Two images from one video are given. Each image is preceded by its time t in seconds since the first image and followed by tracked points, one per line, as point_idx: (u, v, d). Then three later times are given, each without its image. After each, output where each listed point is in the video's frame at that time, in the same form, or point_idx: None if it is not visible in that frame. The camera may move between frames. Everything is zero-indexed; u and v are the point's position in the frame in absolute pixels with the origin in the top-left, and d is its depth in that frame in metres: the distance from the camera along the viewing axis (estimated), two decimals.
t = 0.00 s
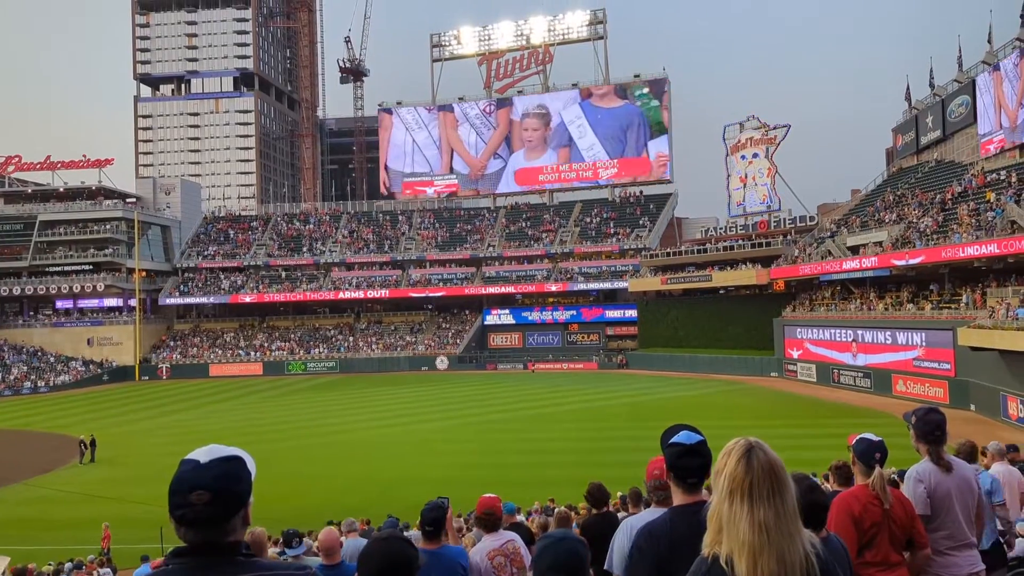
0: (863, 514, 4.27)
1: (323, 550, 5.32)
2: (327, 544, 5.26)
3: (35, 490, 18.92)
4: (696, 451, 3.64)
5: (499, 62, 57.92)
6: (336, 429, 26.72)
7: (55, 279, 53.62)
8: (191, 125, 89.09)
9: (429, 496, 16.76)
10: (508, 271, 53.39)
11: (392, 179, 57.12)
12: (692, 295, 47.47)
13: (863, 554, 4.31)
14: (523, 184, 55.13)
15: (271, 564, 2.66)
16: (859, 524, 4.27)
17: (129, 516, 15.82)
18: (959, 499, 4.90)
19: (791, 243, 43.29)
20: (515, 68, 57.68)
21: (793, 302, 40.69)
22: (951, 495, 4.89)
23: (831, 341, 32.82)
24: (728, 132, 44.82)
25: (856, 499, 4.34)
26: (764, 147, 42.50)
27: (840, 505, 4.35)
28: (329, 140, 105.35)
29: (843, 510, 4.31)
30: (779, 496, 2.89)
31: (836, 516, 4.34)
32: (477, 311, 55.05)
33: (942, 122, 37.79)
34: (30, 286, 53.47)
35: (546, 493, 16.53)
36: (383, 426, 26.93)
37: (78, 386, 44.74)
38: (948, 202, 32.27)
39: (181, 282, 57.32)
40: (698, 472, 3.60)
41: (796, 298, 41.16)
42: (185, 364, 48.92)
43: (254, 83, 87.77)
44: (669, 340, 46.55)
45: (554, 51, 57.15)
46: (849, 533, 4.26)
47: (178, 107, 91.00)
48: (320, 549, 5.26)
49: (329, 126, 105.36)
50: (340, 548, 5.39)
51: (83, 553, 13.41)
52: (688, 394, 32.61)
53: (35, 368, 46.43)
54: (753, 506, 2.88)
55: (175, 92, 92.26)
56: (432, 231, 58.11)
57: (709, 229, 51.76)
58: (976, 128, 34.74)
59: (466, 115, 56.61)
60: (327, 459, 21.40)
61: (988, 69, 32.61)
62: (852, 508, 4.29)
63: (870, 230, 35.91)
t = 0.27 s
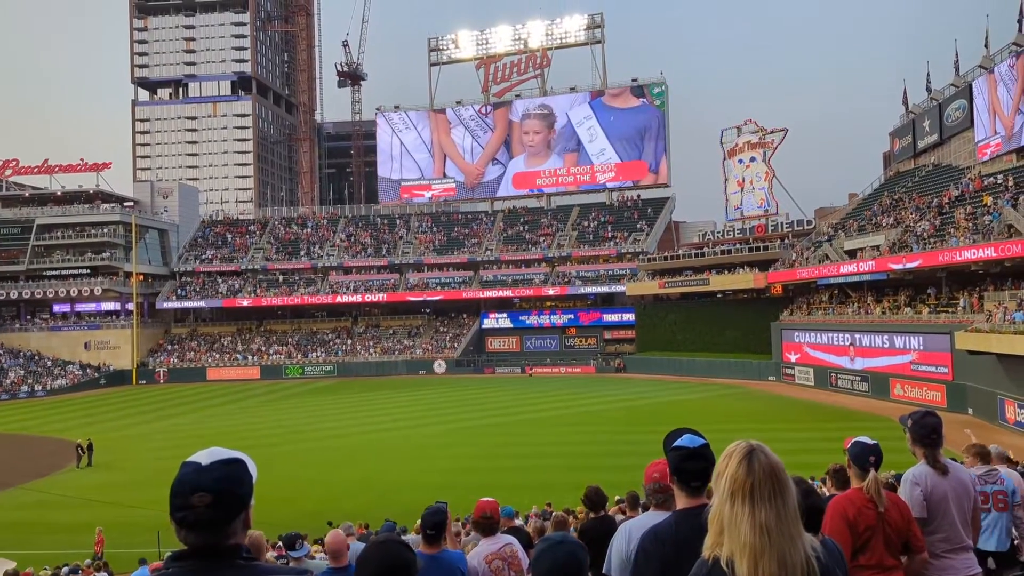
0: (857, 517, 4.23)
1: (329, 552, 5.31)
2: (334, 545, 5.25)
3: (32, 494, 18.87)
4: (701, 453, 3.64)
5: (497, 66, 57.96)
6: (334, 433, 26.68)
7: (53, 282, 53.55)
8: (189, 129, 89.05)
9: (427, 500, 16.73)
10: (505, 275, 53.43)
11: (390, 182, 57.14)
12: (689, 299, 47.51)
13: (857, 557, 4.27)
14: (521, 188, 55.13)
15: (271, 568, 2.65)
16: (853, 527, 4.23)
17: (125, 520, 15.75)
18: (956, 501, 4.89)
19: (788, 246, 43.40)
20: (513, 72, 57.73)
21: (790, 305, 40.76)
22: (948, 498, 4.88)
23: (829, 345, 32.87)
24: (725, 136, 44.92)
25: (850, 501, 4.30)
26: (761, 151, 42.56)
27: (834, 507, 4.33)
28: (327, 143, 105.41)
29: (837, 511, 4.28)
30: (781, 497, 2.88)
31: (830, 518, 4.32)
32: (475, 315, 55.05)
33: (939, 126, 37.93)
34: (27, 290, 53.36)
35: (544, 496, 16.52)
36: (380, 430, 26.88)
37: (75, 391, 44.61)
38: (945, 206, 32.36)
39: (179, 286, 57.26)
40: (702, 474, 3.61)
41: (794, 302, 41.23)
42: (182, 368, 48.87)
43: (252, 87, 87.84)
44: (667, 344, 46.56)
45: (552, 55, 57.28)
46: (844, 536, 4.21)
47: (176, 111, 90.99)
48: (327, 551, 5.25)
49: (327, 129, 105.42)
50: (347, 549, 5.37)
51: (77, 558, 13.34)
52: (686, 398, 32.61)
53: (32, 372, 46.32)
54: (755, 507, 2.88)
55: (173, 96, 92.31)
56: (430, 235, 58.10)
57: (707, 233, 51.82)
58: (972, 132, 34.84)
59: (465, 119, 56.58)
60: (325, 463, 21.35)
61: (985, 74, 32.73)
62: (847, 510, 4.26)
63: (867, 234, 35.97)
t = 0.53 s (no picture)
0: (855, 519, 4.22)
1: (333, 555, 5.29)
2: (340, 549, 5.24)
3: (31, 497, 18.84)
4: (698, 456, 3.64)
5: (496, 69, 57.97)
6: (334, 436, 26.65)
7: (52, 285, 53.48)
8: (188, 133, 88.99)
9: (427, 503, 16.68)
10: (504, 278, 53.42)
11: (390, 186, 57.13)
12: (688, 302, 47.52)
13: (855, 558, 4.25)
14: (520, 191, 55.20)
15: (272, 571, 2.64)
16: (851, 528, 4.22)
17: (123, 523, 15.72)
18: (954, 503, 4.89)
19: (787, 249, 43.46)
20: (512, 75, 57.75)
21: (789, 308, 40.79)
22: (946, 500, 4.87)
23: (828, 348, 32.84)
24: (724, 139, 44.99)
25: (848, 504, 4.28)
26: (760, 155, 42.60)
27: (832, 509, 4.30)
28: (326, 146, 105.47)
29: (835, 513, 4.26)
30: (781, 498, 2.88)
31: (828, 520, 4.30)
32: (474, 318, 55.07)
33: (937, 129, 37.99)
34: (26, 293, 53.26)
35: (543, 499, 16.51)
36: (379, 433, 26.86)
37: (74, 394, 44.52)
38: (944, 208, 32.39)
39: (178, 289, 57.21)
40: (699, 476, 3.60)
41: (793, 305, 41.25)
42: (181, 371, 48.84)
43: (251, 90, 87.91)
44: (666, 347, 46.55)
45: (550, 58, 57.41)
46: (842, 538, 4.19)
47: (175, 114, 91.00)
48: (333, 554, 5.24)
49: (326, 132, 105.47)
50: (353, 552, 5.37)
51: (74, 561, 13.29)
52: (685, 401, 32.63)
53: (30, 375, 46.24)
54: (756, 507, 2.87)
55: (172, 99, 92.35)
56: (429, 238, 58.08)
57: (706, 236, 51.83)
58: (971, 135, 34.90)
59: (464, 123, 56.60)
60: (324, 466, 21.32)
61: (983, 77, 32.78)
62: (844, 512, 4.24)
63: (866, 237, 36.00)
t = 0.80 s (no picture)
0: (854, 520, 4.22)
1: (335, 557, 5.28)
2: (341, 550, 5.24)
3: (30, 499, 18.82)
4: (694, 458, 3.63)
5: (494, 72, 58.00)
6: (333, 438, 26.61)
7: (50, 287, 53.40)
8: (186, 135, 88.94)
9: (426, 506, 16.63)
10: (503, 280, 53.39)
11: (389, 189, 57.11)
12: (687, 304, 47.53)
13: (855, 559, 4.25)
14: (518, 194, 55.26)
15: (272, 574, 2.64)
16: (851, 530, 4.22)
17: (121, 526, 15.69)
18: (952, 505, 4.89)
19: (786, 252, 43.51)
20: (511, 78, 57.77)
21: (788, 310, 40.84)
22: (945, 501, 4.88)
23: (827, 350, 32.83)
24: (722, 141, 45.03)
25: (847, 505, 4.27)
26: (758, 157, 42.65)
27: (832, 510, 4.31)
28: (325, 149, 105.52)
29: (835, 515, 4.26)
30: (780, 497, 2.88)
31: (827, 522, 4.30)
32: (473, 320, 55.06)
33: (936, 132, 38.03)
34: (24, 295, 53.17)
35: (541, 501, 16.50)
36: (378, 435, 26.82)
37: (72, 397, 44.47)
38: (942, 211, 32.43)
39: (176, 291, 57.14)
40: (694, 479, 3.58)
41: (791, 307, 41.29)
42: (180, 373, 48.80)
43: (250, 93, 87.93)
44: (664, 350, 46.52)
45: (549, 61, 57.47)
46: (841, 539, 4.20)
47: (174, 117, 90.97)
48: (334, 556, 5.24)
49: (325, 135, 105.51)
50: (354, 554, 5.37)
51: (71, 564, 13.25)
52: (683, 403, 32.62)
53: (29, 377, 46.15)
54: (754, 507, 2.88)
55: (171, 101, 92.38)
56: (427, 241, 58.08)
57: (704, 238, 51.85)
58: (969, 137, 34.97)
59: (462, 125, 56.62)
60: (323, 469, 21.30)
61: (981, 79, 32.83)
62: (844, 514, 4.25)
63: (864, 239, 36.00)
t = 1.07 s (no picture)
0: (855, 521, 4.21)
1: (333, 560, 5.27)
2: (339, 553, 5.24)
3: (29, 501, 18.80)
4: (684, 461, 3.61)
5: (494, 73, 58.02)
6: (332, 440, 26.59)
7: (50, 289, 53.34)
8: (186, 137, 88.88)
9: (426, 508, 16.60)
10: (502, 282, 53.39)
11: (388, 191, 57.07)
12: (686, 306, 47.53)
13: (857, 560, 4.25)
14: (518, 195, 55.31)
15: None
16: (852, 531, 4.21)
17: (120, 528, 15.66)
18: (952, 507, 4.89)
19: (785, 254, 43.55)
20: (510, 79, 57.77)
21: (788, 312, 40.90)
22: (945, 503, 4.87)
23: (826, 351, 32.81)
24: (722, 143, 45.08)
25: (848, 507, 4.27)
26: (757, 159, 42.70)
27: (833, 512, 4.30)
28: (324, 151, 105.57)
29: (836, 516, 4.25)
30: (779, 497, 2.88)
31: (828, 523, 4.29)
32: (472, 322, 55.06)
33: (935, 134, 38.06)
34: (23, 297, 53.10)
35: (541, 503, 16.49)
36: (377, 437, 26.80)
37: (71, 398, 44.41)
38: (942, 212, 32.46)
39: (176, 293, 57.10)
40: (686, 480, 3.57)
41: (791, 309, 41.31)
42: (179, 375, 48.78)
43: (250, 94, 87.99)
44: (663, 352, 46.49)
45: (549, 63, 57.50)
46: (841, 541, 4.20)
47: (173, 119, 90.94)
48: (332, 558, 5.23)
49: (324, 137, 105.55)
50: (352, 556, 5.36)
51: (72, 565, 13.23)
52: (683, 405, 32.60)
53: (28, 379, 46.08)
54: (754, 506, 2.88)
55: (170, 103, 92.41)
56: (427, 242, 58.05)
57: (703, 240, 51.86)
58: (968, 139, 35.03)
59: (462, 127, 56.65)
60: (322, 470, 21.30)
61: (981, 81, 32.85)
62: (846, 514, 4.24)
63: (864, 241, 36.00)
